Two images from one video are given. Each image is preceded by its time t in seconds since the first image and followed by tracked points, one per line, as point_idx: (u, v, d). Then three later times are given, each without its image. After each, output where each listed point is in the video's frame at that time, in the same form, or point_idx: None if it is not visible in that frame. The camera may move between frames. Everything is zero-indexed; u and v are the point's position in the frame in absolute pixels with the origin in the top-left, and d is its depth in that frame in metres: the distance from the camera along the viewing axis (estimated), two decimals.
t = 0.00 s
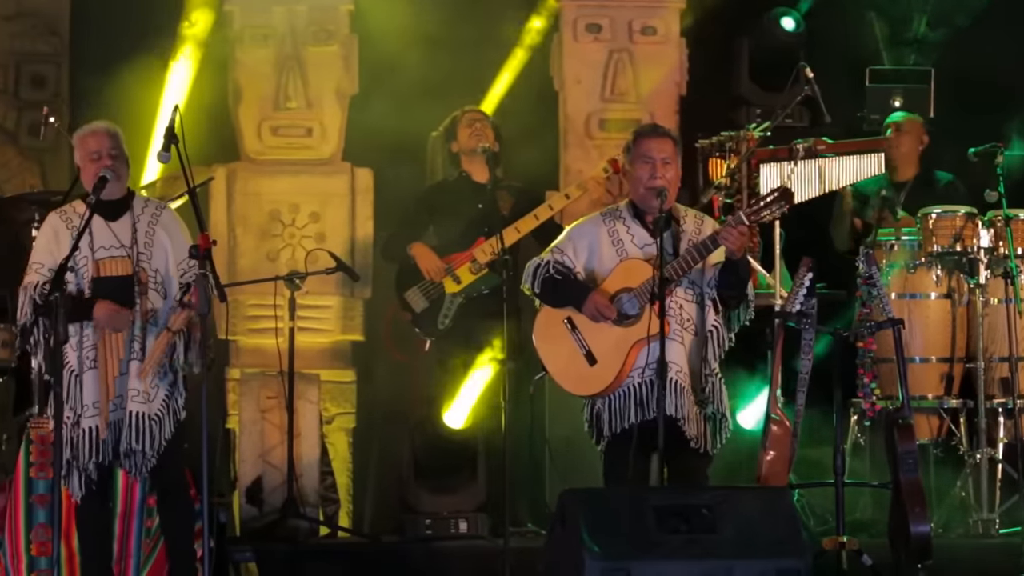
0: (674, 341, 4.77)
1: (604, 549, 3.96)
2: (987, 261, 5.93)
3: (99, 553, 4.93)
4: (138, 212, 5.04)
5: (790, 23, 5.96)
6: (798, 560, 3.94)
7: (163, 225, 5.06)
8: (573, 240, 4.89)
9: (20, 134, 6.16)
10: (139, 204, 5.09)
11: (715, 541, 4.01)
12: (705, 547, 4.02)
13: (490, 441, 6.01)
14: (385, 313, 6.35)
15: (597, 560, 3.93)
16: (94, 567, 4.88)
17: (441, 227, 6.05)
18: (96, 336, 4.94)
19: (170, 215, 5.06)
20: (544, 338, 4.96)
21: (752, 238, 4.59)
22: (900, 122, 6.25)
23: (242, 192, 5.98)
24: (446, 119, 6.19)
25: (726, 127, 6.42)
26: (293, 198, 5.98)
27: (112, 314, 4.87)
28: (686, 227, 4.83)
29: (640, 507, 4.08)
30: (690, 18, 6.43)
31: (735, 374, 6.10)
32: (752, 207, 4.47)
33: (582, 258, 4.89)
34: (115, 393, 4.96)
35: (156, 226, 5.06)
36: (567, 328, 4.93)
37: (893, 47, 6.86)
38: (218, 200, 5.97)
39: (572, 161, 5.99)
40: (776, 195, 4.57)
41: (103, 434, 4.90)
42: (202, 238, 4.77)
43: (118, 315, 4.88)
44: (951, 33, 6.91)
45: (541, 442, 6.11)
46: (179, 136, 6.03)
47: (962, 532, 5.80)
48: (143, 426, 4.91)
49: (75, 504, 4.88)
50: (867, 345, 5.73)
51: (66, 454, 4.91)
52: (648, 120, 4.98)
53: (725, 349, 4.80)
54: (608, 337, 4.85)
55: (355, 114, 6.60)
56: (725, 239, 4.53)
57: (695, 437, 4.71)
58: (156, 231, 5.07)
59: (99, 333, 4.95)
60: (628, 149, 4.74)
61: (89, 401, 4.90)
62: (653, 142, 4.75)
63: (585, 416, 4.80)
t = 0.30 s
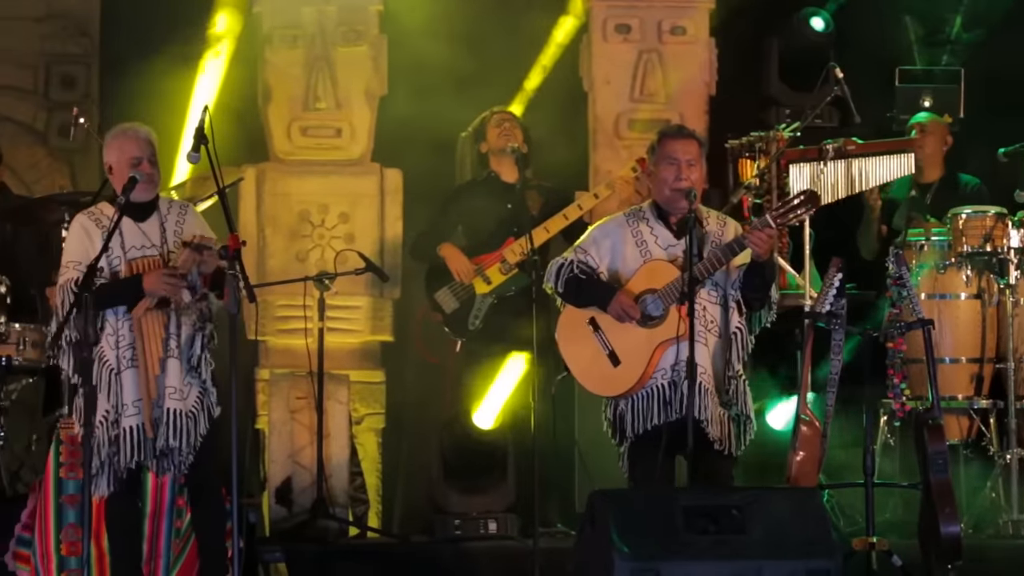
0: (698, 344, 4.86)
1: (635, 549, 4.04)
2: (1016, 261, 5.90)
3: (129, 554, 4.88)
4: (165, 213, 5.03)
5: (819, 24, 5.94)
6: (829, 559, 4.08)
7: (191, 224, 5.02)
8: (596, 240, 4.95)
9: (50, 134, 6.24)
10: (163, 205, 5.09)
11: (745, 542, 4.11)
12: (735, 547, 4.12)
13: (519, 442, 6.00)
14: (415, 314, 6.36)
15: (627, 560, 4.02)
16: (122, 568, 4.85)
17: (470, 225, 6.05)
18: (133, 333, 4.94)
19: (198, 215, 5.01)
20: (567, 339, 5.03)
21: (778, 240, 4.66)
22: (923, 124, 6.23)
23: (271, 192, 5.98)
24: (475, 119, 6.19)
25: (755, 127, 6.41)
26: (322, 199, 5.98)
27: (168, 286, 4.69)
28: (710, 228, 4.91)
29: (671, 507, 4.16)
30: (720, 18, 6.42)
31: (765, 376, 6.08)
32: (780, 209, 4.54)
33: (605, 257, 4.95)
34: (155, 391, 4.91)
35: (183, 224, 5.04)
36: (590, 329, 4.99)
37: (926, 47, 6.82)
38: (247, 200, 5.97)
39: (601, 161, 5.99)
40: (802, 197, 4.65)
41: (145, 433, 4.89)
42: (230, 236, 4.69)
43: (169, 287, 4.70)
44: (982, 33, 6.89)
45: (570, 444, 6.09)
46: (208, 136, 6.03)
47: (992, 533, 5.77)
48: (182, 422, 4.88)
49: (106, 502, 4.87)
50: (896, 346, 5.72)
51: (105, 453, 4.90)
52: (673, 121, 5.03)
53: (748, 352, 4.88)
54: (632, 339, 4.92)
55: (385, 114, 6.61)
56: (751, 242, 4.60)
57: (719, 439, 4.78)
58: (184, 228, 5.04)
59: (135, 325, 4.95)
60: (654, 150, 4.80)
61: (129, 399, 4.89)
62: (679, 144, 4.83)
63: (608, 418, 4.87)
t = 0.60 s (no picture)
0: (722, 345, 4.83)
1: (665, 550, 4.05)
2: None
3: (159, 555, 4.87)
4: (190, 214, 4.96)
5: (849, 24, 5.92)
6: (859, 561, 4.07)
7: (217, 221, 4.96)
8: (620, 243, 4.89)
9: (81, 135, 6.30)
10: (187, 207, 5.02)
11: (776, 543, 4.11)
12: (766, 548, 4.11)
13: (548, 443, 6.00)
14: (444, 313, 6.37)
15: (656, 561, 4.02)
16: (154, 569, 4.85)
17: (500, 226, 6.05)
18: (164, 334, 4.90)
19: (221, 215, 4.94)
20: (593, 341, 4.99)
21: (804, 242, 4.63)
22: (949, 124, 6.08)
23: (301, 193, 5.98)
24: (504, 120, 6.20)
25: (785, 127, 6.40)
26: (352, 199, 5.98)
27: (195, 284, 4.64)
28: (732, 228, 4.85)
29: (701, 508, 4.16)
30: (751, 18, 6.41)
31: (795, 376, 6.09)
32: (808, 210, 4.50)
33: (629, 260, 4.89)
34: (190, 389, 4.89)
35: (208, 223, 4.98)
36: (615, 331, 4.96)
37: (960, 47, 6.73)
38: (278, 201, 5.97)
39: (631, 161, 5.99)
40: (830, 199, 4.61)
41: (181, 432, 4.86)
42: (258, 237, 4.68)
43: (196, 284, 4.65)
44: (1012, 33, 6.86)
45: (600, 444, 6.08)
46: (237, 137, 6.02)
47: None
48: (222, 419, 4.89)
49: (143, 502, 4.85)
50: (927, 346, 5.72)
51: (139, 452, 4.87)
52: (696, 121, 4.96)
53: (773, 353, 4.85)
54: (658, 340, 4.88)
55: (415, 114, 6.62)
56: (778, 243, 4.57)
57: (744, 440, 4.77)
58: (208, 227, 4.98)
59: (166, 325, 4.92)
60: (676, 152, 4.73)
61: (163, 400, 4.88)
62: (702, 145, 4.74)
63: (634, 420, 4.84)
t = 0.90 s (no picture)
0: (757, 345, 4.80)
1: (696, 551, 3.96)
2: None
3: (191, 557, 4.83)
4: (220, 216, 4.85)
5: (881, 24, 5.94)
6: (890, 560, 3.96)
7: (247, 222, 4.86)
8: (653, 243, 4.88)
9: (112, 136, 6.31)
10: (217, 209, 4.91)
11: (807, 543, 4.02)
12: (797, 548, 4.02)
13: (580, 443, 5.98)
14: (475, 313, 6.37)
15: (688, 561, 3.93)
16: (186, 569, 4.84)
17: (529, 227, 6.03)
18: (195, 335, 4.79)
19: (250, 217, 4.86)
20: (626, 342, 4.95)
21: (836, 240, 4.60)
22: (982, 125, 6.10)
23: (332, 194, 5.99)
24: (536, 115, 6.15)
25: (817, 128, 6.39)
26: (383, 200, 5.98)
27: (223, 283, 4.54)
28: (766, 228, 4.82)
29: (734, 508, 4.07)
30: (783, 18, 6.40)
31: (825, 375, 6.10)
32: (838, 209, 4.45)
33: (663, 260, 4.87)
34: (220, 391, 4.77)
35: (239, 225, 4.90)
36: (649, 331, 4.92)
37: (995, 49, 6.68)
38: (309, 201, 5.99)
39: (662, 161, 5.99)
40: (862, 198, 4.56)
41: (209, 434, 4.75)
42: (286, 238, 4.56)
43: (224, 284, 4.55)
44: None
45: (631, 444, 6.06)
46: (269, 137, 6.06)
47: None
48: (247, 422, 4.78)
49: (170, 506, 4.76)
50: (959, 347, 5.73)
51: (164, 454, 4.75)
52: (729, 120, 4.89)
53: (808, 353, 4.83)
54: (692, 341, 4.85)
55: (445, 115, 6.62)
56: (809, 243, 4.53)
57: (779, 440, 4.73)
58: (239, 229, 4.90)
59: (196, 326, 4.81)
60: (709, 152, 4.66)
61: (193, 401, 4.75)
62: (735, 144, 4.68)
63: (668, 420, 4.81)
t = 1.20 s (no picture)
0: (797, 344, 4.84)
1: (729, 551, 3.95)
2: None
3: (222, 552, 4.84)
4: (259, 215, 4.85)
5: (913, 23, 5.92)
6: (923, 560, 3.94)
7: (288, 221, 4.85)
8: (696, 239, 4.90)
9: (144, 136, 6.34)
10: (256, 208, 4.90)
11: (841, 543, 4.00)
12: (831, 548, 4.00)
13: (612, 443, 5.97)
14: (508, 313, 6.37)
15: (721, 561, 3.93)
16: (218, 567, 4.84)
17: (559, 227, 6.02)
18: (234, 330, 4.80)
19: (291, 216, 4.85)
20: (666, 339, 4.97)
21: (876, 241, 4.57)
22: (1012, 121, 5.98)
23: (364, 193, 5.99)
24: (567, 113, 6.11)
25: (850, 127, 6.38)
26: (416, 199, 5.99)
27: (262, 278, 4.55)
28: (810, 227, 4.82)
29: (768, 508, 4.05)
30: (817, 18, 6.40)
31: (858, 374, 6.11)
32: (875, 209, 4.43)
33: (705, 257, 4.89)
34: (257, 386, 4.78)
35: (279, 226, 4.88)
36: (689, 328, 4.93)
37: None
38: (341, 200, 5.99)
39: (695, 161, 5.98)
40: (900, 198, 4.52)
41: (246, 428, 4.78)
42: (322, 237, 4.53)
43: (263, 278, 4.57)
44: None
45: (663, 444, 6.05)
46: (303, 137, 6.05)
47: None
48: (278, 419, 4.78)
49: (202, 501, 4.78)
50: (993, 347, 5.71)
51: (200, 448, 4.77)
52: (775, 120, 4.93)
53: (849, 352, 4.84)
54: (732, 337, 4.85)
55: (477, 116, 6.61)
56: (848, 242, 4.53)
57: (817, 439, 4.74)
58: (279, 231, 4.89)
59: (236, 322, 4.81)
60: (752, 149, 4.69)
61: (230, 396, 4.77)
62: (778, 143, 4.69)
63: (706, 417, 4.83)
